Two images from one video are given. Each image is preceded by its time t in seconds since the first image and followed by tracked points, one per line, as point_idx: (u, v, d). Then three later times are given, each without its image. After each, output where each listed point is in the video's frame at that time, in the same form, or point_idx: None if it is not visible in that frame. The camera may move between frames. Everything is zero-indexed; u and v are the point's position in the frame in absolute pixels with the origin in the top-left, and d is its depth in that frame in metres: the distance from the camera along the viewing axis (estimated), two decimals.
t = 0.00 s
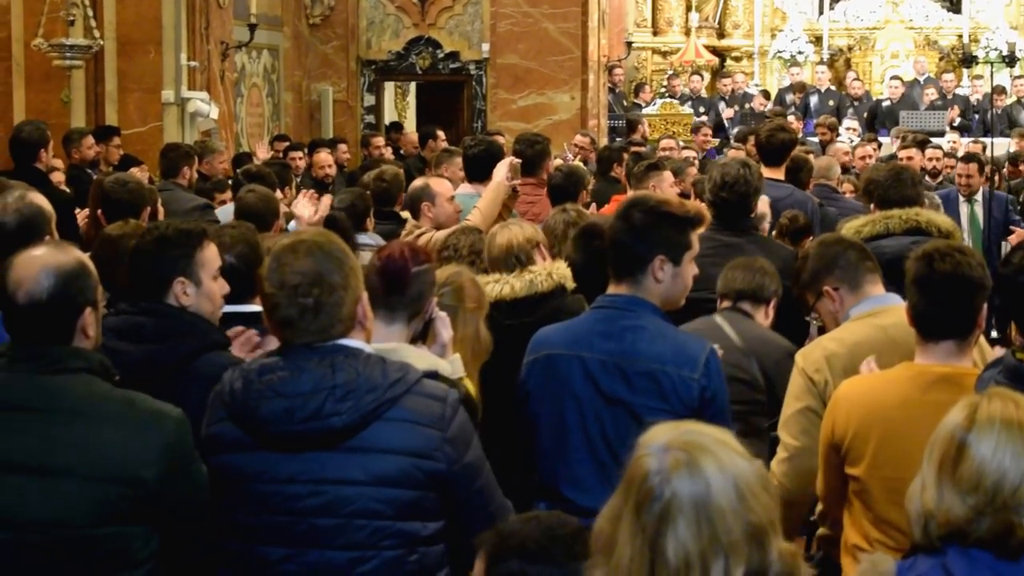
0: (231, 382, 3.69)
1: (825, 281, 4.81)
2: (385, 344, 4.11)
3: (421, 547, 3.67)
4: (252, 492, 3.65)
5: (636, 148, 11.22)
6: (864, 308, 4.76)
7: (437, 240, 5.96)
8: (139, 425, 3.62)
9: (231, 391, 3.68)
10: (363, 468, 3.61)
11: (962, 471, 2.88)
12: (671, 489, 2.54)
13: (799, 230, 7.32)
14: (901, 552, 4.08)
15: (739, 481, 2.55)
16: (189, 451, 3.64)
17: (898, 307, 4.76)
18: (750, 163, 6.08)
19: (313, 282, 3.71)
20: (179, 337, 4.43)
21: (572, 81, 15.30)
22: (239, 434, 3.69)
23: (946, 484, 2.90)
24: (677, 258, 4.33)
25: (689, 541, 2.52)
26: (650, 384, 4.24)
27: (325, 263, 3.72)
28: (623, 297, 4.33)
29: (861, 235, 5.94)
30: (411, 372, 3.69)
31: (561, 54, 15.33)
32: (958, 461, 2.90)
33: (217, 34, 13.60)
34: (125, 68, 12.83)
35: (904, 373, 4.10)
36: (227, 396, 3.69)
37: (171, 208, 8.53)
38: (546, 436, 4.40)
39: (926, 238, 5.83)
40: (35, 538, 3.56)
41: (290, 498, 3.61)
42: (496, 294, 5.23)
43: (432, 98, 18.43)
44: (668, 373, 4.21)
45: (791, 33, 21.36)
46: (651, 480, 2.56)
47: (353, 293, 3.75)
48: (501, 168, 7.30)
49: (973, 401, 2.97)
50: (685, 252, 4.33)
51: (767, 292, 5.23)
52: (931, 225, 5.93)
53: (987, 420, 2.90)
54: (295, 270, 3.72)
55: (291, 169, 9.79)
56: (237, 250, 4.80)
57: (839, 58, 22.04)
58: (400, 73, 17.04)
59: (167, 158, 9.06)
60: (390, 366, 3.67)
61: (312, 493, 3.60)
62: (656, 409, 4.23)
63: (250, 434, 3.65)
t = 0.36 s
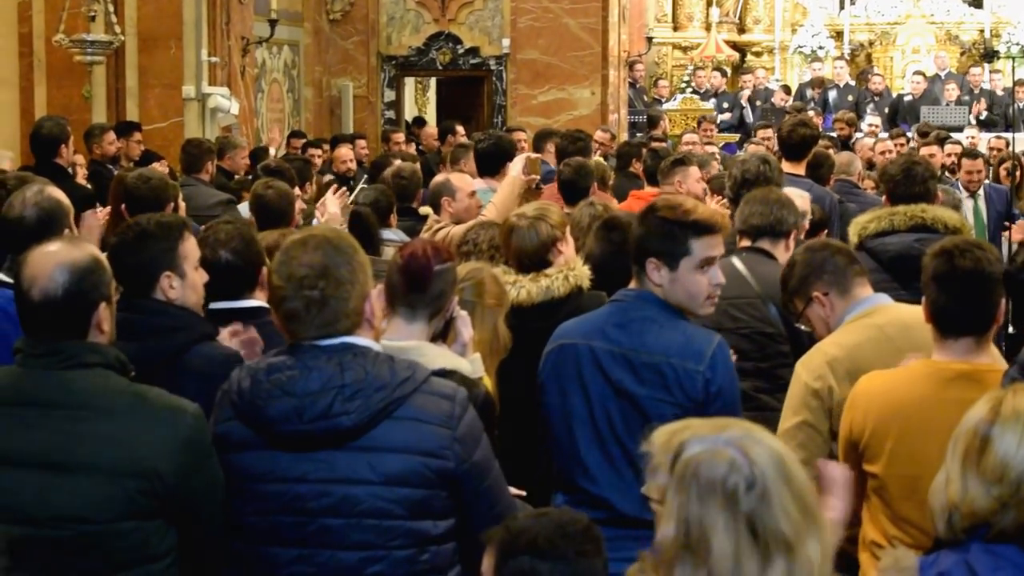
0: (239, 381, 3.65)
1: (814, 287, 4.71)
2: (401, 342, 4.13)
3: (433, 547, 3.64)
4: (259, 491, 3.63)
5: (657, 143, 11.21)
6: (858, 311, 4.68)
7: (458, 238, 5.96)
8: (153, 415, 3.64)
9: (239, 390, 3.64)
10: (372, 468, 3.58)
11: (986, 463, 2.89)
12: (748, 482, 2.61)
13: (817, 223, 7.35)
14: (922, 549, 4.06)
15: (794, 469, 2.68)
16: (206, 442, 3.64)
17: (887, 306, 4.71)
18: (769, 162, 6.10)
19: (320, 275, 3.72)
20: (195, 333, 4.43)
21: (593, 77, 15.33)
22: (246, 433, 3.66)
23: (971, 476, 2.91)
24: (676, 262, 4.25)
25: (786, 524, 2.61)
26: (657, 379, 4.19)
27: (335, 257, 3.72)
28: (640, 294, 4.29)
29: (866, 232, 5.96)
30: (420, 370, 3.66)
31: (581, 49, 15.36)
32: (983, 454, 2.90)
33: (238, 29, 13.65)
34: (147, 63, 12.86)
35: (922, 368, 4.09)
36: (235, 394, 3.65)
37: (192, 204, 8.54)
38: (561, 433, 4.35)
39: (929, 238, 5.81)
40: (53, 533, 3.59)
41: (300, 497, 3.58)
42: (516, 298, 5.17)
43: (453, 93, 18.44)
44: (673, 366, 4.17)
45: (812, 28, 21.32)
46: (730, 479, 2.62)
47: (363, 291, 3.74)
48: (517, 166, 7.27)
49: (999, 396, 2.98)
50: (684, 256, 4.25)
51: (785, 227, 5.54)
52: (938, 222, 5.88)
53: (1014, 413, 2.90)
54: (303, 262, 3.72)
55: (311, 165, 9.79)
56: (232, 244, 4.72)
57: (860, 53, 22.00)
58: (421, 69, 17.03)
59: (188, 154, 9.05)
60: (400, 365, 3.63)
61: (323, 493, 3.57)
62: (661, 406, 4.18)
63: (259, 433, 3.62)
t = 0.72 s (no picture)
0: (266, 380, 3.66)
1: (806, 294, 4.64)
2: (425, 341, 4.16)
3: (455, 552, 3.65)
4: (284, 493, 3.64)
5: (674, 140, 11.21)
6: (850, 313, 4.59)
7: (483, 230, 5.94)
8: (165, 412, 3.63)
9: (265, 388, 3.66)
10: (393, 471, 3.58)
11: (1000, 462, 2.91)
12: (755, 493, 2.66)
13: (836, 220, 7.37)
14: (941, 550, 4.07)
15: (792, 467, 2.75)
16: (218, 439, 3.65)
17: (879, 306, 4.62)
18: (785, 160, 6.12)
19: (347, 279, 3.67)
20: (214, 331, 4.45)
21: (611, 74, 15.36)
22: (270, 432, 3.68)
23: (985, 475, 2.93)
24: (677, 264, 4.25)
25: (795, 521, 2.68)
26: (661, 377, 4.18)
27: (365, 260, 3.67)
28: (660, 295, 4.28)
29: (881, 230, 5.95)
30: (448, 374, 3.65)
31: (598, 47, 15.38)
32: (997, 452, 2.92)
33: (256, 26, 13.70)
34: (165, 61, 12.89)
35: (943, 369, 4.08)
36: (261, 393, 3.67)
37: (211, 201, 8.56)
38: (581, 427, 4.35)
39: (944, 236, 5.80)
40: (69, 529, 3.61)
41: (323, 500, 3.60)
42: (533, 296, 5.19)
43: (470, 89, 18.44)
44: (676, 365, 4.15)
45: (830, 25, 21.29)
46: (742, 482, 2.66)
47: (391, 295, 3.69)
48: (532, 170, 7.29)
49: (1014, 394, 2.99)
50: (685, 258, 4.24)
51: (810, 210, 5.53)
52: (952, 220, 5.88)
53: None
54: (333, 265, 3.67)
55: (330, 162, 9.80)
56: (256, 241, 4.70)
57: (878, 50, 21.95)
58: (439, 66, 17.08)
59: (208, 151, 9.08)
60: (427, 368, 3.63)
61: (345, 496, 3.58)
62: (665, 406, 4.17)
63: (285, 433, 3.63)
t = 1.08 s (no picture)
0: (292, 380, 3.66)
1: (834, 292, 4.65)
2: (446, 341, 4.12)
3: (481, 555, 3.65)
4: (310, 496, 3.64)
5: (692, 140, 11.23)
6: (878, 311, 4.58)
7: (501, 229, 5.91)
8: (188, 408, 3.64)
9: (290, 389, 3.65)
10: (418, 474, 3.57)
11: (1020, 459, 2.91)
12: (766, 498, 2.62)
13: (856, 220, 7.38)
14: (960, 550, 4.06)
15: (801, 465, 2.71)
16: (240, 437, 3.66)
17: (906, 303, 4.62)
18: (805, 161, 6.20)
19: (374, 280, 3.66)
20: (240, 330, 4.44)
21: (630, 74, 15.46)
22: (296, 432, 3.67)
23: (1004, 471, 2.94)
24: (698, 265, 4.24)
25: (807, 522, 2.65)
26: (688, 379, 4.17)
27: (392, 261, 3.67)
28: (683, 294, 4.27)
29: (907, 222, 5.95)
30: (475, 376, 3.65)
31: (618, 46, 15.48)
32: (1016, 450, 2.92)
33: (275, 24, 13.79)
34: (184, 60, 12.91)
35: (965, 367, 4.07)
36: (286, 394, 3.66)
37: (231, 199, 8.57)
38: (603, 427, 4.35)
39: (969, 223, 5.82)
40: (91, 527, 3.60)
41: (349, 503, 3.60)
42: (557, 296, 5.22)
43: (488, 89, 18.49)
44: (701, 364, 4.14)
45: (849, 25, 21.28)
46: (753, 486, 2.62)
47: (417, 296, 3.68)
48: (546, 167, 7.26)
49: None
50: (709, 258, 4.23)
51: (809, 206, 5.54)
52: (976, 214, 5.92)
53: None
54: (359, 265, 3.67)
55: (350, 161, 9.82)
56: (283, 238, 4.72)
57: (897, 50, 21.93)
58: (457, 65, 17.21)
59: (231, 150, 9.10)
60: (453, 370, 3.62)
61: (371, 499, 3.58)
62: (689, 405, 4.17)
63: (309, 435, 3.63)
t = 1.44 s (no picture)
0: (313, 379, 3.65)
1: (846, 293, 4.61)
2: (468, 338, 4.10)
3: (504, 552, 3.64)
4: (333, 493, 3.64)
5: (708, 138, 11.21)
6: (895, 311, 4.57)
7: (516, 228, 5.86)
8: (211, 404, 3.63)
9: (312, 386, 3.64)
10: (442, 472, 3.57)
11: None
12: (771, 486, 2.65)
13: (874, 216, 7.37)
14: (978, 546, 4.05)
15: (804, 454, 2.75)
16: (260, 432, 3.66)
17: (920, 302, 4.60)
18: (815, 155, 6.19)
19: (396, 277, 3.65)
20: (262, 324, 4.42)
21: (647, 71, 15.70)
22: (318, 430, 3.66)
23: None
24: (730, 275, 4.26)
25: (813, 505, 2.67)
26: (722, 374, 4.16)
27: (414, 258, 3.65)
28: (706, 288, 4.26)
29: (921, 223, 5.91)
30: (497, 372, 3.64)
31: (635, 43, 15.72)
32: None
33: (292, 22, 13.91)
34: (203, 57, 12.91)
35: (981, 362, 4.05)
36: (308, 391, 3.65)
37: (249, 196, 8.57)
38: (625, 427, 4.34)
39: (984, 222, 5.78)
40: (112, 521, 3.57)
41: (373, 501, 3.59)
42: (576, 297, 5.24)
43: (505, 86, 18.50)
44: (741, 364, 4.14)
45: (867, 23, 21.25)
46: (758, 473, 2.66)
47: (439, 294, 3.67)
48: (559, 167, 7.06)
49: None
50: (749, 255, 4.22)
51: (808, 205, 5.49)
52: (993, 213, 5.87)
53: None
54: (379, 263, 3.66)
55: (367, 158, 9.81)
56: (305, 234, 4.70)
57: (915, 49, 21.88)
58: (474, 62, 17.52)
59: (251, 146, 9.09)
60: (475, 366, 3.61)
61: (395, 496, 3.57)
62: (720, 404, 4.16)
63: (331, 433, 3.62)
